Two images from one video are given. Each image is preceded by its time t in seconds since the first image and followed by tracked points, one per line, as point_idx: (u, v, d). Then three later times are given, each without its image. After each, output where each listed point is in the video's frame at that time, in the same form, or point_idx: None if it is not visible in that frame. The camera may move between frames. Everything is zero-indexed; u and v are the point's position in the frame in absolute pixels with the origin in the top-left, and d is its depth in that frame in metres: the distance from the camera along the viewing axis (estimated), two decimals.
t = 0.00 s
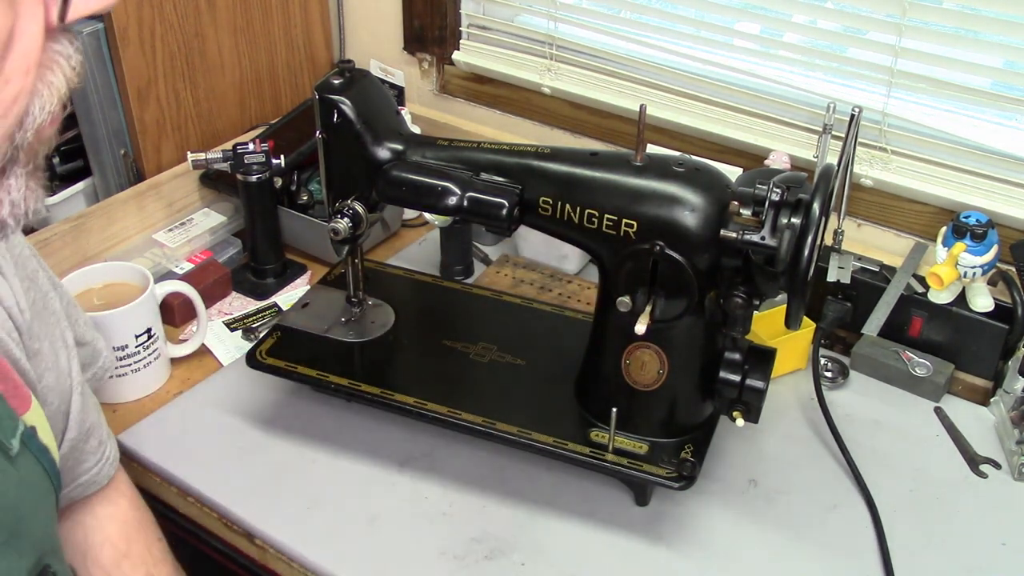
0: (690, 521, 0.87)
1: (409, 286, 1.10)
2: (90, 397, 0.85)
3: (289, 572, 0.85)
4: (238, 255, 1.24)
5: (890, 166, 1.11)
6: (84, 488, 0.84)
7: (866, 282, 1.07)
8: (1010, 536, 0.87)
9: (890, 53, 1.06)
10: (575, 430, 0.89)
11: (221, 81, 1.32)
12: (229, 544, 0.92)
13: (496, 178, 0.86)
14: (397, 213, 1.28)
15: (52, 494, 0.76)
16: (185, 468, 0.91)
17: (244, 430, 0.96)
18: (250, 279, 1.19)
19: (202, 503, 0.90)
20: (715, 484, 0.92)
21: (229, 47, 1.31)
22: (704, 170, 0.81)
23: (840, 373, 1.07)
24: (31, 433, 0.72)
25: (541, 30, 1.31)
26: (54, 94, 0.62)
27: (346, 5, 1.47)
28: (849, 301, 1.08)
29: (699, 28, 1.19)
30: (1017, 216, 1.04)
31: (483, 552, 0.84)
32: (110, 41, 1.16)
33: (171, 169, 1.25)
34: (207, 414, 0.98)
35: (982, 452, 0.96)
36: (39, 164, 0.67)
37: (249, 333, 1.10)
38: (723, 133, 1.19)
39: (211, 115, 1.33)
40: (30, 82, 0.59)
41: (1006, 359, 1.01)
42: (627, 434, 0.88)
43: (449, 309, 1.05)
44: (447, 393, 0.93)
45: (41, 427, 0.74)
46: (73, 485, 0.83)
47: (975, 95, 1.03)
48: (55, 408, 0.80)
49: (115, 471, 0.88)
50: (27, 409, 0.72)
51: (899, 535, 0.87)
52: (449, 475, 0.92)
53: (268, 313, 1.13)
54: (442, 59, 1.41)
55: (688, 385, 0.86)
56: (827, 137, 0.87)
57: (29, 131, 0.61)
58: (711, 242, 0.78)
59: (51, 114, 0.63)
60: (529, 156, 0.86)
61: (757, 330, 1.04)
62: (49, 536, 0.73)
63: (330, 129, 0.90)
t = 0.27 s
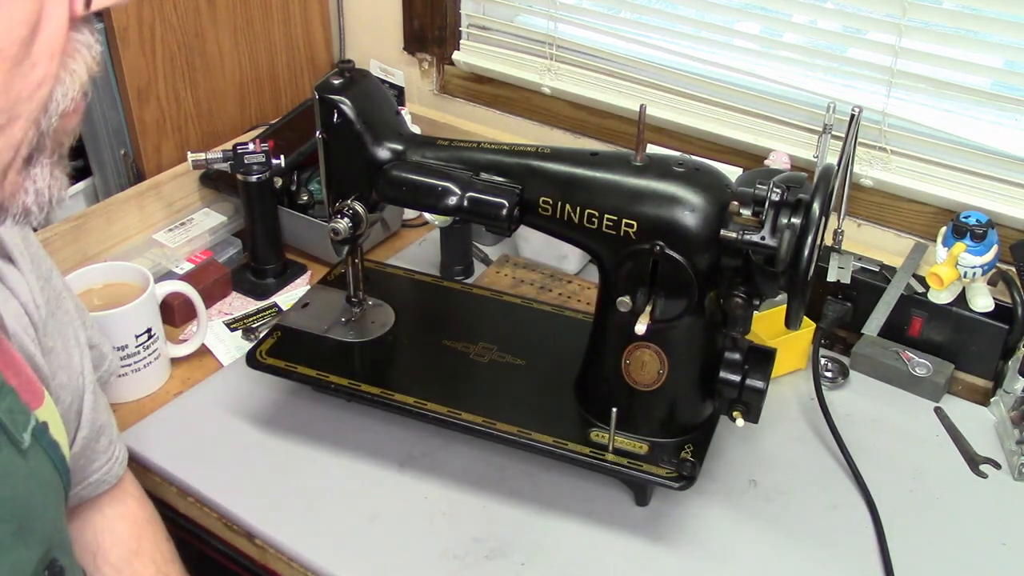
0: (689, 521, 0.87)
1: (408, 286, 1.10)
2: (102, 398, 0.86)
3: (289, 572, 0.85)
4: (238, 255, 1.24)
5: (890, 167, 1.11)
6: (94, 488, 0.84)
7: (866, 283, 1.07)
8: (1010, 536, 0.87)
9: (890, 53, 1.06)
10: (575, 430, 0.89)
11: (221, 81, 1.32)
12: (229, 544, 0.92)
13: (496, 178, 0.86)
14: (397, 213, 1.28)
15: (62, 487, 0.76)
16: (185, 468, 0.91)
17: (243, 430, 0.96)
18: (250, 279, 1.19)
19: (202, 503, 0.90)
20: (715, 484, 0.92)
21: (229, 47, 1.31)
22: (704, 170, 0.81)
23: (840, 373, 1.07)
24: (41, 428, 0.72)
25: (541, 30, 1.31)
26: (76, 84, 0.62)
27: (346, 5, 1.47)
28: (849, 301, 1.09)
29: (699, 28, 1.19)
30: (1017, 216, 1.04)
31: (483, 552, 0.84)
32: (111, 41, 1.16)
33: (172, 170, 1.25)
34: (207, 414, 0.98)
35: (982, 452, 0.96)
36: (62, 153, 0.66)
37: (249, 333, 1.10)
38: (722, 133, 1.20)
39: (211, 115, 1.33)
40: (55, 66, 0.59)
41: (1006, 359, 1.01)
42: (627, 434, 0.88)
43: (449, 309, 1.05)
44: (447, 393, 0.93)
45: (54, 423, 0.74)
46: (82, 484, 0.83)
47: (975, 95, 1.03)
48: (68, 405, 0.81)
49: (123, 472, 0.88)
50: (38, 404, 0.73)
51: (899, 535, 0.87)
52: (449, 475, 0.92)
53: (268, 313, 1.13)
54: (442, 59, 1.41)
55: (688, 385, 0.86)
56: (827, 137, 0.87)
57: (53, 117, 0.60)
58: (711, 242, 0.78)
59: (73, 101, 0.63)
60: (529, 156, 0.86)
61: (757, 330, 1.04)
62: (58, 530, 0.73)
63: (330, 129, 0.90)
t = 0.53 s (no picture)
0: (690, 521, 0.87)
1: (409, 286, 1.10)
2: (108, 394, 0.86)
3: (290, 572, 0.86)
4: (238, 255, 1.24)
5: (890, 167, 1.11)
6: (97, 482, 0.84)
7: (866, 283, 1.07)
8: (1010, 536, 0.87)
9: (890, 53, 1.06)
10: (575, 430, 0.89)
11: (221, 81, 1.32)
12: (229, 544, 0.92)
13: (496, 178, 0.86)
14: (397, 213, 1.28)
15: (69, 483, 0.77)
16: (185, 468, 0.91)
17: (243, 430, 0.96)
18: (250, 279, 1.19)
19: (202, 503, 0.90)
20: (715, 484, 0.92)
21: (229, 47, 1.31)
22: (704, 170, 0.81)
23: (840, 373, 1.07)
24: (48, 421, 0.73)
25: (541, 30, 1.31)
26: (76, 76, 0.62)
27: (346, 5, 1.47)
28: (849, 301, 1.09)
29: (699, 28, 1.19)
30: (1017, 216, 1.04)
31: (483, 552, 0.84)
32: (110, 41, 1.16)
33: (172, 170, 1.24)
34: (207, 414, 0.98)
35: (982, 452, 0.96)
36: (63, 150, 0.66)
37: (249, 333, 1.10)
38: (722, 133, 1.20)
39: (211, 115, 1.33)
40: (53, 58, 0.59)
41: (1006, 359, 1.01)
42: (627, 434, 0.88)
43: (448, 309, 1.05)
44: (447, 393, 0.93)
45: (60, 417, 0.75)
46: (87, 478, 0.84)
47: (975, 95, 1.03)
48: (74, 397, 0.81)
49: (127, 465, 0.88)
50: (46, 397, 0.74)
51: (899, 535, 0.87)
52: (449, 474, 0.92)
53: (268, 313, 1.13)
54: (442, 59, 1.41)
55: (688, 385, 0.86)
56: (827, 137, 0.87)
57: (52, 110, 0.61)
58: (711, 242, 0.78)
59: (73, 96, 0.63)
60: (529, 156, 0.86)
61: (757, 330, 1.04)
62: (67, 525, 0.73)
63: (330, 129, 0.90)
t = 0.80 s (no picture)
0: (689, 521, 0.87)
1: (408, 286, 1.10)
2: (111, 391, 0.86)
3: (290, 572, 0.86)
4: (238, 255, 1.24)
5: (890, 167, 1.11)
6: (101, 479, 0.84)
7: (866, 283, 1.07)
8: (1010, 536, 0.87)
9: (890, 53, 1.06)
10: (575, 430, 0.89)
11: (221, 81, 1.32)
12: (229, 544, 0.92)
13: (496, 178, 0.86)
14: (397, 213, 1.28)
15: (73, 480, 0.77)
16: (185, 468, 0.91)
17: (243, 430, 0.96)
18: (250, 279, 1.19)
19: (202, 503, 0.90)
20: (715, 484, 0.92)
21: (229, 47, 1.31)
22: (704, 170, 0.81)
23: (840, 373, 1.07)
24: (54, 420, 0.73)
25: (541, 30, 1.31)
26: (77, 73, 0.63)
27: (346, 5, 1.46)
28: (849, 301, 1.09)
29: (699, 28, 1.19)
30: (1018, 216, 1.04)
31: (483, 552, 0.84)
32: (111, 41, 1.16)
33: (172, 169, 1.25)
34: (207, 414, 0.98)
35: (982, 452, 0.96)
36: (67, 146, 0.67)
37: (249, 333, 1.10)
38: (722, 133, 1.20)
39: (211, 115, 1.33)
40: (52, 56, 0.59)
41: (1006, 359, 1.01)
42: (627, 434, 0.88)
43: (448, 309, 1.05)
44: (447, 393, 0.93)
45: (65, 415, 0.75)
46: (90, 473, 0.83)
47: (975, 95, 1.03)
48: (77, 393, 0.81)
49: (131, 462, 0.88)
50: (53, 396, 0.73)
51: (899, 535, 0.87)
52: (449, 474, 0.92)
53: (268, 313, 1.13)
54: (442, 59, 1.41)
55: (687, 384, 0.86)
56: (827, 137, 0.87)
57: (54, 107, 0.61)
58: (711, 242, 0.78)
59: (74, 92, 0.63)
60: (529, 156, 0.86)
61: (757, 330, 1.04)
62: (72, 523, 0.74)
63: (330, 128, 0.90)
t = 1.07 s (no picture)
0: (690, 521, 0.87)
1: (408, 285, 1.10)
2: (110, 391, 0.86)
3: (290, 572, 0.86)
4: (238, 255, 1.24)
5: (890, 167, 1.11)
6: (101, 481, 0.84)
7: (866, 283, 1.07)
8: (1010, 536, 0.87)
9: (890, 53, 1.06)
10: (575, 430, 0.89)
11: (221, 81, 1.32)
12: (229, 544, 0.92)
13: (496, 178, 0.86)
14: (397, 213, 1.28)
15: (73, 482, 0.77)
16: (184, 468, 0.91)
17: (244, 430, 0.96)
18: (250, 279, 1.19)
19: (202, 503, 0.90)
20: (715, 484, 0.92)
21: (229, 47, 1.31)
22: (704, 170, 0.81)
23: (840, 372, 1.07)
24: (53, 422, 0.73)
25: (541, 30, 1.31)
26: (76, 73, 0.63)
27: (346, 5, 1.46)
28: (849, 301, 1.09)
29: (699, 28, 1.19)
30: (1018, 216, 1.04)
31: (483, 552, 0.84)
32: (110, 41, 1.16)
33: (172, 170, 1.24)
34: (207, 414, 0.98)
35: (982, 452, 0.96)
36: (65, 149, 0.67)
37: (249, 333, 1.10)
38: (722, 133, 1.20)
39: (211, 115, 1.33)
40: (52, 57, 0.60)
41: (1006, 359, 1.01)
42: (627, 434, 0.88)
43: (448, 309, 1.05)
44: (447, 393, 0.93)
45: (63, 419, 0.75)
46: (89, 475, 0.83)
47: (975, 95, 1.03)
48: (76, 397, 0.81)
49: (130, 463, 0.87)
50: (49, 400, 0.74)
51: (899, 535, 0.87)
52: (449, 474, 0.92)
53: (268, 313, 1.13)
54: (442, 59, 1.41)
55: (688, 384, 0.86)
56: (827, 137, 0.87)
57: (55, 108, 0.61)
58: (711, 242, 0.78)
59: (73, 92, 0.64)
60: (529, 156, 0.86)
61: (757, 330, 1.04)
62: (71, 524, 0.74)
63: (330, 128, 0.90)
